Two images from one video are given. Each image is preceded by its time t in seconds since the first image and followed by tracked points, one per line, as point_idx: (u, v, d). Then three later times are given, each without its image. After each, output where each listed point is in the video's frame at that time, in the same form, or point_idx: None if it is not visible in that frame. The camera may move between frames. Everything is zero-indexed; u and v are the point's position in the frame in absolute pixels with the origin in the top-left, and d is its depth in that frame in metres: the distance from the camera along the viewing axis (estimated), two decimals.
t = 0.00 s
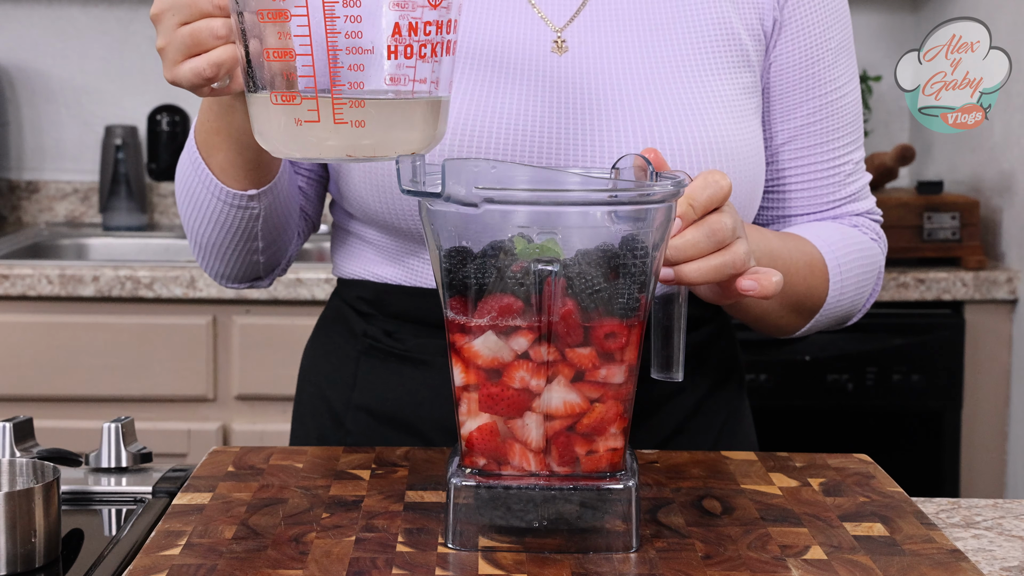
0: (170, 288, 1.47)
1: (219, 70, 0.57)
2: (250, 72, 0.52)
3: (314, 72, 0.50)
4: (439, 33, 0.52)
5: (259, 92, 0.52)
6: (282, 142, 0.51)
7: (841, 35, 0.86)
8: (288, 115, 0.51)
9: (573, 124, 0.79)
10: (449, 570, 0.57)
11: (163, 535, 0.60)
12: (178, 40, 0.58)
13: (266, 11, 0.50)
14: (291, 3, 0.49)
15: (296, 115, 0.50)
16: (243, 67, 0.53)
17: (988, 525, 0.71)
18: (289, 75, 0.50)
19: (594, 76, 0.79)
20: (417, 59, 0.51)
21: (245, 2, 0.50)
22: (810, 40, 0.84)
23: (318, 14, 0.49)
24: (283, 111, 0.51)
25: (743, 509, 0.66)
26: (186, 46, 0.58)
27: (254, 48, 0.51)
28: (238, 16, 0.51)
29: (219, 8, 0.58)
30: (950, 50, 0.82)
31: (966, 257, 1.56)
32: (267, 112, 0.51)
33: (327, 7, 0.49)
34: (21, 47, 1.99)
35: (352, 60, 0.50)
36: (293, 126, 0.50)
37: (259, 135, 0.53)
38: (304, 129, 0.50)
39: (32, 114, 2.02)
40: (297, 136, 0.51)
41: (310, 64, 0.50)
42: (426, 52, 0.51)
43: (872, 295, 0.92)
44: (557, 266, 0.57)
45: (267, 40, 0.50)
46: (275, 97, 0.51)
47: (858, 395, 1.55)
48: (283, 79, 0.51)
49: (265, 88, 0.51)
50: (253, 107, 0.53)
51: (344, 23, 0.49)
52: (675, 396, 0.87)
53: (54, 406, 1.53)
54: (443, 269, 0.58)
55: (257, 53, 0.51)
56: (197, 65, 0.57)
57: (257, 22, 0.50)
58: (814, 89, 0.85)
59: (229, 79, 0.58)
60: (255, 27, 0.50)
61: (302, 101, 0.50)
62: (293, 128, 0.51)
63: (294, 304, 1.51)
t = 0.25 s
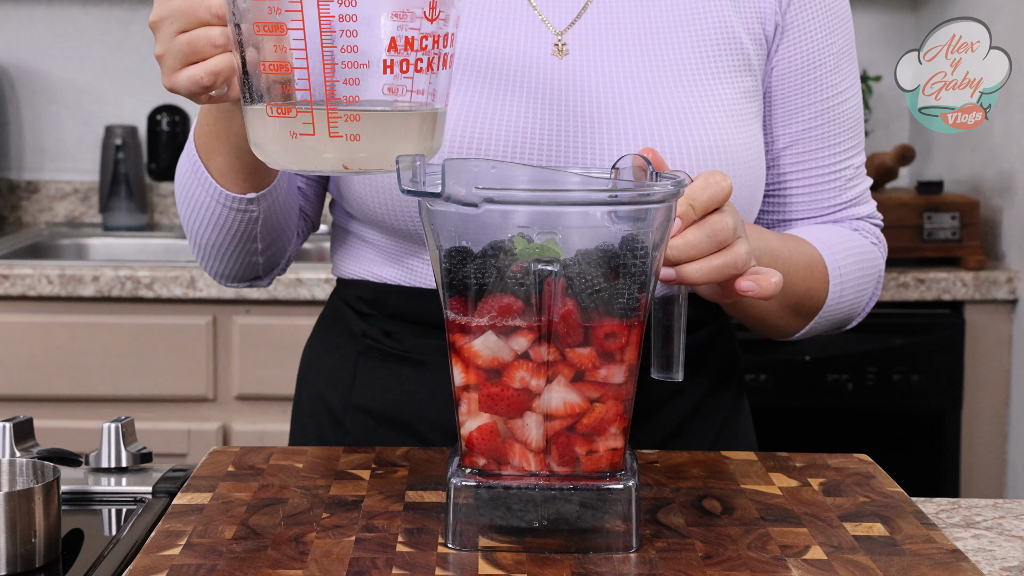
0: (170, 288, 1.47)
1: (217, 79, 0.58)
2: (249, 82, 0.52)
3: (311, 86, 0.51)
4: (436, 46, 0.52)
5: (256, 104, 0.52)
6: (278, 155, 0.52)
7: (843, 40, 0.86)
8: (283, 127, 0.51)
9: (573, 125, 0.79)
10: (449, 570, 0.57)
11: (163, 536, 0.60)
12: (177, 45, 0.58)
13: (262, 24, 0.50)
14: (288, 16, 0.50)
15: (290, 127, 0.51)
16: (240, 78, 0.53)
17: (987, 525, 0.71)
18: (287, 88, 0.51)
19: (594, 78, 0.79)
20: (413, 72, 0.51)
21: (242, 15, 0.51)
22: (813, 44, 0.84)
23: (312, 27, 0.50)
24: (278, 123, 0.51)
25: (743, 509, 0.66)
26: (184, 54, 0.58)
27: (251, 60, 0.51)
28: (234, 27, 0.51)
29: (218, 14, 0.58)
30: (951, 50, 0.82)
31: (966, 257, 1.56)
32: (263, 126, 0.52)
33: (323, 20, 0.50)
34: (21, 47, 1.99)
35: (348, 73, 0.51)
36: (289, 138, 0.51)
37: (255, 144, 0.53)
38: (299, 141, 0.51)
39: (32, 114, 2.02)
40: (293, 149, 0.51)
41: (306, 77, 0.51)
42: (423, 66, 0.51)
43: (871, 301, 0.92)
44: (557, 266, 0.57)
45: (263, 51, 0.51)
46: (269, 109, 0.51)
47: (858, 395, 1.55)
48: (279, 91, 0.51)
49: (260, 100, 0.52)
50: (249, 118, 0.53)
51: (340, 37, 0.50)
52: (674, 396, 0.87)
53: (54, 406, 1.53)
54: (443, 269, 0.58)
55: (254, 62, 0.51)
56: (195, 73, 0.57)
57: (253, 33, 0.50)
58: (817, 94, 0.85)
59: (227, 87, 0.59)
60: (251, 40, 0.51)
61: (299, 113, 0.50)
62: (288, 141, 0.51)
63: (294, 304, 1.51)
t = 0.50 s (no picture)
0: (170, 288, 1.47)
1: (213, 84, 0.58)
2: (244, 90, 0.52)
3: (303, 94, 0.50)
4: (429, 56, 0.52)
5: (250, 112, 0.52)
6: (270, 160, 0.52)
7: (845, 36, 0.84)
8: (275, 135, 0.51)
9: (572, 126, 0.79)
10: (449, 570, 0.57)
11: (163, 536, 0.60)
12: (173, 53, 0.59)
13: (254, 32, 0.50)
14: (280, 24, 0.49)
15: (281, 136, 0.51)
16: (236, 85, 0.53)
17: (987, 525, 0.71)
18: (279, 96, 0.51)
19: (593, 79, 0.79)
20: (405, 83, 0.51)
21: (236, 22, 0.51)
22: (812, 40, 0.83)
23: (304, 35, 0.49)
24: (271, 131, 0.51)
25: (743, 509, 0.66)
26: (182, 59, 0.59)
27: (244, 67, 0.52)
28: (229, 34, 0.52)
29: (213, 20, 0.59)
30: (950, 50, 0.82)
31: (966, 257, 1.56)
32: (256, 132, 0.52)
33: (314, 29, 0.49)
34: (22, 47, 1.99)
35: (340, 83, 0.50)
36: (281, 145, 0.51)
37: (248, 150, 0.54)
38: (290, 150, 0.51)
39: (32, 114, 2.02)
40: (285, 156, 0.52)
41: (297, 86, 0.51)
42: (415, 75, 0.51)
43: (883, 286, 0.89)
44: (557, 266, 0.57)
45: (257, 59, 0.51)
46: (262, 117, 0.52)
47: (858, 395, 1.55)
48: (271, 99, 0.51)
49: (252, 109, 0.52)
50: (244, 126, 0.54)
51: (331, 47, 0.50)
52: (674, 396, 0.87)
53: (54, 406, 1.53)
54: (444, 269, 0.58)
55: (248, 69, 0.51)
56: (193, 79, 0.57)
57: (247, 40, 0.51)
58: (816, 90, 0.84)
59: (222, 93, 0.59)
60: (245, 48, 0.51)
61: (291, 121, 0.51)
62: (280, 148, 0.51)
63: (294, 304, 1.50)
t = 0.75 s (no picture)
0: (170, 288, 1.47)
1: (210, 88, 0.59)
2: (236, 95, 0.52)
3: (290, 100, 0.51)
4: (419, 63, 0.51)
5: (240, 117, 0.52)
6: (260, 165, 0.52)
7: (850, 19, 0.81)
8: (264, 141, 0.52)
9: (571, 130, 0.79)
10: (449, 570, 0.57)
11: (163, 536, 0.60)
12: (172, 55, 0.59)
13: (243, 39, 0.50)
14: (267, 30, 0.50)
15: (270, 142, 0.51)
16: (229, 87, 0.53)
17: (987, 525, 0.71)
18: (267, 102, 0.51)
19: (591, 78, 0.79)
20: (393, 90, 0.50)
21: (226, 28, 0.51)
22: (812, 24, 0.80)
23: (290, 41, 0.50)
24: (259, 136, 0.52)
25: (744, 509, 0.66)
26: (180, 63, 0.59)
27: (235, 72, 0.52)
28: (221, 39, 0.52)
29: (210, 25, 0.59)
30: (951, 50, 0.82)
31: (966, 257, 1.56)
32: (247, 138, 0.52)
33: (301, 35, 0.49)
34: (21, 47, 1.99)
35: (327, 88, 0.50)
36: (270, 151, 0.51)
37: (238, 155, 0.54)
38: (277, 154, 0.51)
39: (32, 114, 2.02)
40: (275, 162, 0.52)
41: (284, 92, 0.51)
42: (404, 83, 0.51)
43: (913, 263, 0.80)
44: (557, 266, 0.57)
45: (247, 65, 0.51)
46: (252, 122, 0.52)
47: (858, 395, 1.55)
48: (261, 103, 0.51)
49: (242, 114, 0.52)
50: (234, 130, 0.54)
51: (319, 54, 0.50)
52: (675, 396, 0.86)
53: (54, 406, 1.53)
54: (444, 269, 0.58)
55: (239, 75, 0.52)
56: (190, 83, 0.58)
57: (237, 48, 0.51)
58: (817, 72, 0.80)
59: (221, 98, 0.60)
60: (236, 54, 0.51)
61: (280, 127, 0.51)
62: (268, 154, 0.52)
63: (294, 304, 1.51)
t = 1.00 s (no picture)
0: (170, 288, 1.47)
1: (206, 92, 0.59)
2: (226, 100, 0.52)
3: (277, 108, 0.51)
4: (404, 70, 0.51)
5: (230, 121, 0.53)
6: (249, 170, 0.53)
7: None
8: (251, 147, 0.52)
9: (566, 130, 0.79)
10: (449, 570, 0.57)
11: (163, 535, 0.60)
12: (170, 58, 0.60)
13: (231, 46, 0.50)
14: (252, 38, 0.50)
15: (257, 148, 0.51)
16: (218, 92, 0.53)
17: (987, 525, 0.71)
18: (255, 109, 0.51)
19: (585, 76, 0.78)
20: (377, 97, 0.50)
21: (215, 35, 0.51)
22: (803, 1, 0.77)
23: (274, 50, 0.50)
24: (247, 143, 0.52)
25: (744, 509, 0.66)
26: (178, 65, 0.59)
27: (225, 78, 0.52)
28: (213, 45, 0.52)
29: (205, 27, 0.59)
30: (951, 50, 0.82)
31: (966, 257, 1.56)
32: (237, 144, 0.52)
33: (285, 43, 0.49)
34: (21, 47, 1.99)
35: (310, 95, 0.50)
36: (258, 157, 0.51)
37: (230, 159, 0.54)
38: (264, 161, 0.51)
39: (32, 114, 2.02)
40: (263, 168, 0.52)
41: (270, 99, 0.51)
42: (388, 90, 0.50)
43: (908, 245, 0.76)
44: (557, 266, 0.57)
45: (235, 72, 0.51)
46: (240, 128, 0.52)
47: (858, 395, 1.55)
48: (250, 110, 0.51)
49: (232, 119, 0.52)
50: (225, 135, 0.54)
51: (302, 61, 0.50)
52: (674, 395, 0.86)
53: (54, 406, 1.53)
54: (444, 269, 0.58)
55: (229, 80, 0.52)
56: (187, 86, 0.59)
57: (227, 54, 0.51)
58: (808, 49, 0.77)
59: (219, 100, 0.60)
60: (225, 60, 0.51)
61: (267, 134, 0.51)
62: (256, 160, 0.52)
63: (294, 304, 1.51)
